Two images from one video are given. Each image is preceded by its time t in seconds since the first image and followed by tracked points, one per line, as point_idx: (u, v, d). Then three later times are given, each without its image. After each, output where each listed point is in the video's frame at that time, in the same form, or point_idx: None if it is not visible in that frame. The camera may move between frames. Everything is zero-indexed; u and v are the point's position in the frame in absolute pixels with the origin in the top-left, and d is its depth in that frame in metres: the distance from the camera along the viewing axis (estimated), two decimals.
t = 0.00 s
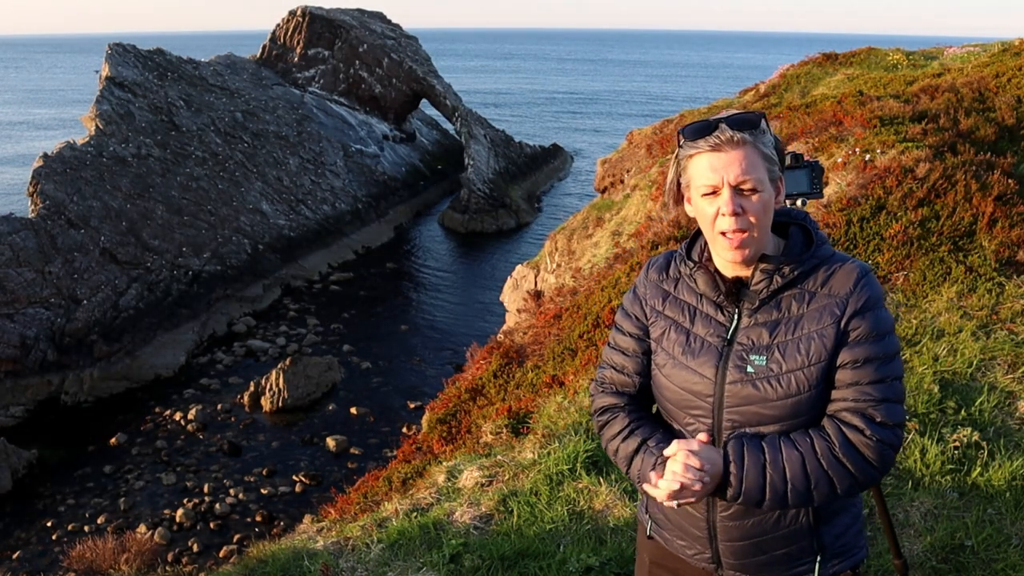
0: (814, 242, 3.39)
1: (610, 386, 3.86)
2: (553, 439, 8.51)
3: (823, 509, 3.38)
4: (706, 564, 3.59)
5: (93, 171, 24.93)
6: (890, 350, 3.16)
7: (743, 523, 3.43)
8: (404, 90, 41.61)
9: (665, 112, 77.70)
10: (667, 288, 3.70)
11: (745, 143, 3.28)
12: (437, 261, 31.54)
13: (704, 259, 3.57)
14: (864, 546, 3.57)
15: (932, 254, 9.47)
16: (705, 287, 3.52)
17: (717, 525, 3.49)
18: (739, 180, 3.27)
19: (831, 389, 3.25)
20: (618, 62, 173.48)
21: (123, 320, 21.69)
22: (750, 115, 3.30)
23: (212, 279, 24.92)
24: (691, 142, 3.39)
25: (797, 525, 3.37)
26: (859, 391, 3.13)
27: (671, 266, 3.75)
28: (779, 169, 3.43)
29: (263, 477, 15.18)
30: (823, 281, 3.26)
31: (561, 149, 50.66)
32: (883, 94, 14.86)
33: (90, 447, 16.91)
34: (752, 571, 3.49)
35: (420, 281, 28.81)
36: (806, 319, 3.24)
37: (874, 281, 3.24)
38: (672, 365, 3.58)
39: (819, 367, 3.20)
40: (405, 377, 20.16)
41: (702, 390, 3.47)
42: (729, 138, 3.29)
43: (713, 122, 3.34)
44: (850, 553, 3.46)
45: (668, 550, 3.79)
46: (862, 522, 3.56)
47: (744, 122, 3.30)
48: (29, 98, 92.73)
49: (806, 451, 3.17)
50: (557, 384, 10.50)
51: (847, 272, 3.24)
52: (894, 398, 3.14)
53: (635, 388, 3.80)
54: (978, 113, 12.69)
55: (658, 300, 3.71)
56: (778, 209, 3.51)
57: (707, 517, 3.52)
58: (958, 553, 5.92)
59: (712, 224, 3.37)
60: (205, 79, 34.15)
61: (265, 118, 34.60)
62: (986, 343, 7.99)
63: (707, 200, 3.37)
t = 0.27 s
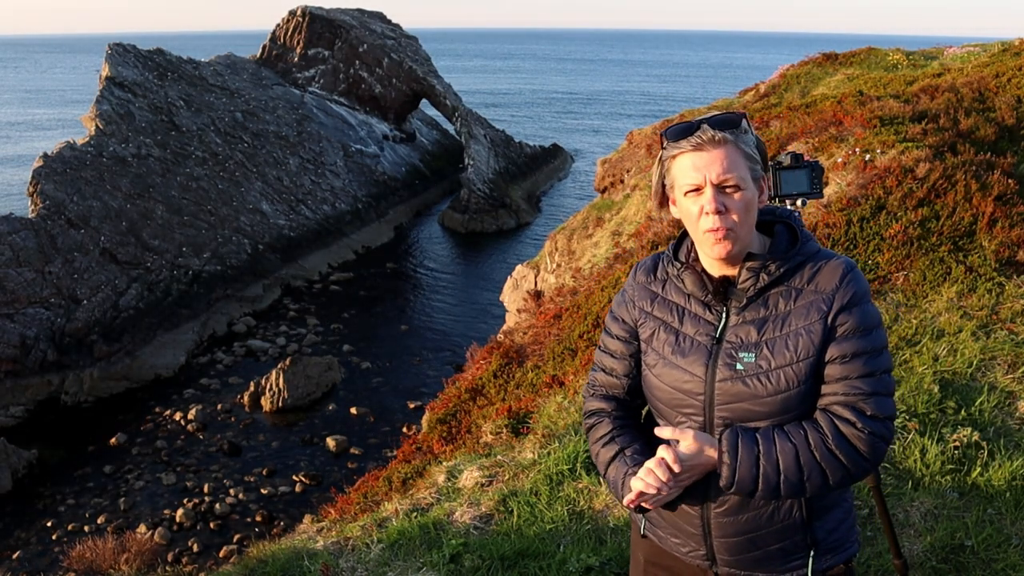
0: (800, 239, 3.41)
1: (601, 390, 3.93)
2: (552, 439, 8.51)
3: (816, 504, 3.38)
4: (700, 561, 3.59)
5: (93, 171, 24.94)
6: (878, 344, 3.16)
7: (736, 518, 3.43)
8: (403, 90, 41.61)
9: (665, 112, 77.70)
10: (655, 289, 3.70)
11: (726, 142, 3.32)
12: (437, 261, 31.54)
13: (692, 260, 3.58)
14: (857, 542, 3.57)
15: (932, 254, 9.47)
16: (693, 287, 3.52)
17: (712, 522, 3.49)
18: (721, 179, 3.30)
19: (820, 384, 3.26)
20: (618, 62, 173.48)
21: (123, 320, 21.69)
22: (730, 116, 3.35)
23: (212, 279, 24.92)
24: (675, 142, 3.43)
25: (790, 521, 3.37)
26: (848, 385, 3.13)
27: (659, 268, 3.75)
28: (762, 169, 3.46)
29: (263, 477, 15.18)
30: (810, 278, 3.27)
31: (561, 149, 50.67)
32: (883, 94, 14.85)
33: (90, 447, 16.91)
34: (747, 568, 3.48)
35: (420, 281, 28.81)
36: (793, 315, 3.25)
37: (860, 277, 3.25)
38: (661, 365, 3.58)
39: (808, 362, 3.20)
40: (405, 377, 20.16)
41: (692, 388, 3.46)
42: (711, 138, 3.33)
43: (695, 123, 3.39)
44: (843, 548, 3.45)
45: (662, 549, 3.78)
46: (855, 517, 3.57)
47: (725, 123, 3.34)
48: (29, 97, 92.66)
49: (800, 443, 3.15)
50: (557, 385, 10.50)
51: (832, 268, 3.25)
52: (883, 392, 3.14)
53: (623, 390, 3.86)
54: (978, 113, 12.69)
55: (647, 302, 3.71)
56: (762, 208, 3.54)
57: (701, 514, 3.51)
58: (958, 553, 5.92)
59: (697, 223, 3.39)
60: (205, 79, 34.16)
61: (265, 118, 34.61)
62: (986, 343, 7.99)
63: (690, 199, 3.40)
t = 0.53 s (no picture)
0: (792, 239, 3.42)
1: (595, 388, 3.94)
2: (552, 439, 8.51)
3: (809, 502, 3.39)
4: (695, 560, 3.58)
5: (93, 171, 24.94)
6: (873, 342, 3.16)
7: (730, 517, 3.43)
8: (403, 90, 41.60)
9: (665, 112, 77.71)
10: (648, 289, 3.70)
11: (717, 142, 3.32)
12: (437, 261, 31.55)
13: (685, 260, 3.59)
14: (851, 539, 3.57)
15: (932, 254, 9.47)
16: (686, 286, 3.53)
17: (706, 520, 3.49)
18: (711, 179, 3.30)
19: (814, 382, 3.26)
20: (618, 62, 173.48)
21: (123, 320, 21.68)
22: (720, 116, 3.34)
23: (212, 279, 24.91)
24: (666, 142, 3.42)
25: (783, 518, 3.37)
26: (843, 384, 3.13)
27: (652, 267, 3.75)
28: (752, 169, 3.46)
29: (263, 477, 15.18)
30: (802, 277, 3.27)
31: (561, 149, 50.66)
32: (883, 94, 14.85)
33: (90, 447, 16.91)
34: (741, 566, 3.48)
35: (420, 281, 28.81)
36: (786, 314, 3.25)
37: (852, 275, 3.25)
38: (655, 363, 3.58)
39: (800, 361, 3.20)
40: (405, 377, 20.15)
41: (685, 387, 3.47)
42: (702, 137, 3.32)
43: (685, 124, 3.38)
44: (837, 545, 3.46)
45: (657, 548, 3.78)
46: (848, 514, 3.57)
47: (716, 123, 3.34)
48: (29, 97, 92.65)
49: (797, 442, 3.14)
50: (557, 385, 10.50)
51: (825, 267, 3.25)
52: (879, 390, 3.15)
53: (617, 388, 3.88)
54: (978, 113, 12.68)
55: (639, 301, 3.71)
56: (753, 206, 3.53)
57: (695, 512, 3.51)
58: (958, 553, 5.91)
59: (687, 223, 3.39)
60: (205, 79, 34.17)
61: (265, 118, 34.61)
62: (985, 343, 7.98)
63: (681, 199, 3.40)
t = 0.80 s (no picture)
0: (790, 239, 3.42)
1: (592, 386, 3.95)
2: (553, 439, 8.51)
3: (805, 501, 3.38)
4: (691, 559, 3.59)
5: (93, 171, 24.94)
6: (871, 343, 3.16)
7: (726, 516, 3.43)
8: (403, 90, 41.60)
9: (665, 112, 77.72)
10: (645, 288, 3.70)
11: (714, 141, 3.31)
12: (437, 261, 31.55)
13: (683, 259, 3.59)
14: (848, 539, 3.56)
15: (932, 254, 9.47)
16: (683, 286, 3.53)
17: (701, 520, 3.49)
18: (707, 178, 3.30)
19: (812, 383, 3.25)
20: (617, 62, 173.56)
21: (123, 320, 21.68)
22: (718, 115, 3.33)
23: (212, 279, 24.91)
24: (664, 140, 3.42)
25: (779, 518, 3.37)
26: (841, 385, 3.13)
27: (650, 266, 3.75)
28: (751, 168, 3.45)
29: (263, 478, 15.18)
30: (799, 277, 3.27)
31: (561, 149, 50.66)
32: (883, 94, 14.85)
33: (90, 447, 16.91)
34: (737, 566, 3.48)
35: (420, 281, 28.81)
36: (784, 314, 3.25)
37: (850, 276, 3.24)
38: (652, 362, 3.58)
39: (798, 362, 3.20)
40: (405, 377, 20.15)
41: (683, 386, 3.47)
42: (699, 137, 3.31)
43: (683, 122, 3.38)
44: (833, 545, 3.45)
45: (653, 547, 3.78)
46: (845, 514, 3.56)
47: (713, 123, 3.33)
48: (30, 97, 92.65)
49: (798, 444, 3.14)
50: (557, 385, 10.49)
51: (822, 268, 3.25)
52: (877, 391, 3.15)
53: (613, 387, 3.89)
54: (978, 113, 12.69)
55: (636, 300, 3.72)
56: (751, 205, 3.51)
57: (691, 511, 3.51)
58: (958, 553, 5.92)
59: (683, 222, 3.40)
60: (205, 79, 34.17)
61: (265, 118, 34.61)
62: (985, 343, 7.99)
63: (677, 197, 3.41)
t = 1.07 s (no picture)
0: (788, 241, 3.42)
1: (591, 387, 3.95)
2: (553, 439, 8.51)
3: (802, 503, 3.38)
4: (687, 559, 3.58)
5: (92, 171, 24.95)
6: (872, 347, 3.17)
7: (722, 516, 3.43)
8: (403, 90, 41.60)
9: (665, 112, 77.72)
10: (644, 289, 3.70)
11: (705, 143, 3.29)
12: (437, 261, 31.55)
13: (681, 260, 3.59)
14: (845, 540, 3.56)
15: (932, 254, 9.47)
16: (681, 287, 3.53)
17: (697, 520, 3.49)
18: (695, 181, 3.30)
19: (813, 386, 3.26)
20: (618, 62, 173.72)
21: (123, 320, 21.68)
22: (713, 117, 3.31)
23: (212, 279, 24.90)
24: (659, 140, 3.42)
25: (775, 518, 3.37)
26: (842, 389, 3.14)
27: (648, 267, 3.75)
28: (747, 171, 3.40)
29: (263, 478, 15.18)
30: (799, 279, 3.26)
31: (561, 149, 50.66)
32: (883, 94, 14.85)
33: (90, 447, 16.91)
34: (733, 566, 3.47)
35: (420, 281, 28.80)
36: (783, 316, 3.25)
37: (851, 279, 3.24)
38: (650, 363, 3.59)
39: (797, 365, 3.20)
40: (405, 377, 20.15)
41: (680, 387, 3.47)
42: (690, 139, 3.30)
43: (678, 123, 3.37)
44: (830, 546, 3.46)
45: (649, 547, 3.78)
46: (841, 515, 3.56)
47: (708, 124, 3.30)
48: (30, 97, 92.66)
49: (805, 448, 3.15)
50: (557, 385, 10.49)
51: (822, 271, 3.24)
52: (881, 394, 3.16)
53: (613, 388, 3.89)
54: (978, 113, 12.69)
55: (635, 301, 3.72)
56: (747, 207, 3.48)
57: (686, 512, 3.52)
58: (958, 553, 5.92)
59: (673, 223, 3.42)
60: (205, 79, 34.17)
61: (265, 118, 34.61)
62: (985, 343, 7.99)
63: (668, 198, 3.43)
